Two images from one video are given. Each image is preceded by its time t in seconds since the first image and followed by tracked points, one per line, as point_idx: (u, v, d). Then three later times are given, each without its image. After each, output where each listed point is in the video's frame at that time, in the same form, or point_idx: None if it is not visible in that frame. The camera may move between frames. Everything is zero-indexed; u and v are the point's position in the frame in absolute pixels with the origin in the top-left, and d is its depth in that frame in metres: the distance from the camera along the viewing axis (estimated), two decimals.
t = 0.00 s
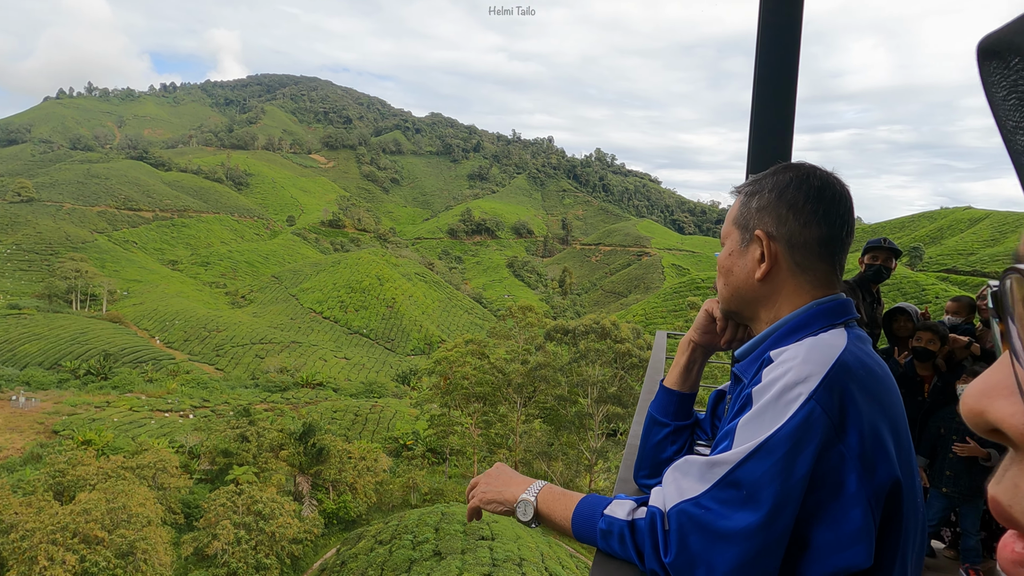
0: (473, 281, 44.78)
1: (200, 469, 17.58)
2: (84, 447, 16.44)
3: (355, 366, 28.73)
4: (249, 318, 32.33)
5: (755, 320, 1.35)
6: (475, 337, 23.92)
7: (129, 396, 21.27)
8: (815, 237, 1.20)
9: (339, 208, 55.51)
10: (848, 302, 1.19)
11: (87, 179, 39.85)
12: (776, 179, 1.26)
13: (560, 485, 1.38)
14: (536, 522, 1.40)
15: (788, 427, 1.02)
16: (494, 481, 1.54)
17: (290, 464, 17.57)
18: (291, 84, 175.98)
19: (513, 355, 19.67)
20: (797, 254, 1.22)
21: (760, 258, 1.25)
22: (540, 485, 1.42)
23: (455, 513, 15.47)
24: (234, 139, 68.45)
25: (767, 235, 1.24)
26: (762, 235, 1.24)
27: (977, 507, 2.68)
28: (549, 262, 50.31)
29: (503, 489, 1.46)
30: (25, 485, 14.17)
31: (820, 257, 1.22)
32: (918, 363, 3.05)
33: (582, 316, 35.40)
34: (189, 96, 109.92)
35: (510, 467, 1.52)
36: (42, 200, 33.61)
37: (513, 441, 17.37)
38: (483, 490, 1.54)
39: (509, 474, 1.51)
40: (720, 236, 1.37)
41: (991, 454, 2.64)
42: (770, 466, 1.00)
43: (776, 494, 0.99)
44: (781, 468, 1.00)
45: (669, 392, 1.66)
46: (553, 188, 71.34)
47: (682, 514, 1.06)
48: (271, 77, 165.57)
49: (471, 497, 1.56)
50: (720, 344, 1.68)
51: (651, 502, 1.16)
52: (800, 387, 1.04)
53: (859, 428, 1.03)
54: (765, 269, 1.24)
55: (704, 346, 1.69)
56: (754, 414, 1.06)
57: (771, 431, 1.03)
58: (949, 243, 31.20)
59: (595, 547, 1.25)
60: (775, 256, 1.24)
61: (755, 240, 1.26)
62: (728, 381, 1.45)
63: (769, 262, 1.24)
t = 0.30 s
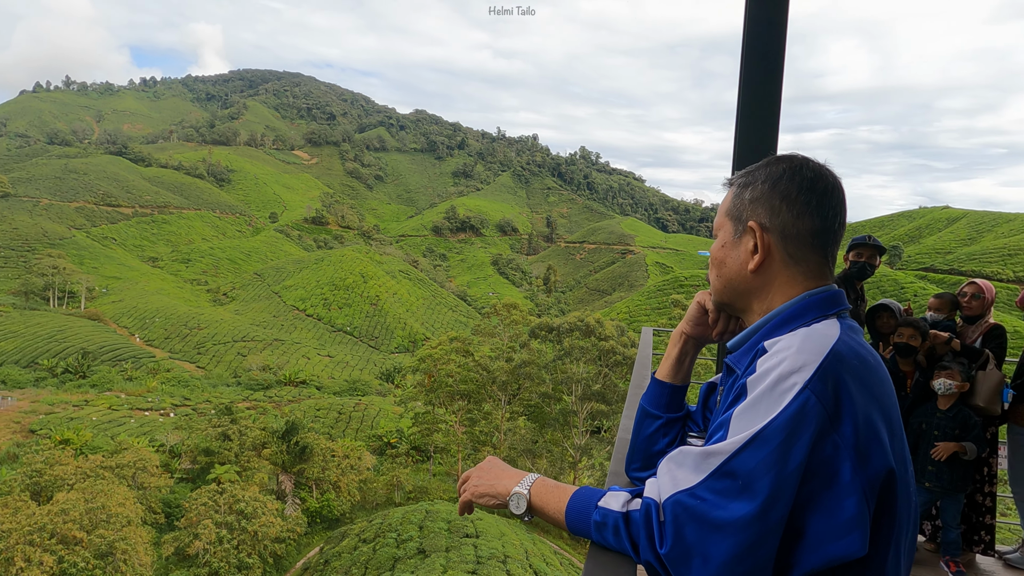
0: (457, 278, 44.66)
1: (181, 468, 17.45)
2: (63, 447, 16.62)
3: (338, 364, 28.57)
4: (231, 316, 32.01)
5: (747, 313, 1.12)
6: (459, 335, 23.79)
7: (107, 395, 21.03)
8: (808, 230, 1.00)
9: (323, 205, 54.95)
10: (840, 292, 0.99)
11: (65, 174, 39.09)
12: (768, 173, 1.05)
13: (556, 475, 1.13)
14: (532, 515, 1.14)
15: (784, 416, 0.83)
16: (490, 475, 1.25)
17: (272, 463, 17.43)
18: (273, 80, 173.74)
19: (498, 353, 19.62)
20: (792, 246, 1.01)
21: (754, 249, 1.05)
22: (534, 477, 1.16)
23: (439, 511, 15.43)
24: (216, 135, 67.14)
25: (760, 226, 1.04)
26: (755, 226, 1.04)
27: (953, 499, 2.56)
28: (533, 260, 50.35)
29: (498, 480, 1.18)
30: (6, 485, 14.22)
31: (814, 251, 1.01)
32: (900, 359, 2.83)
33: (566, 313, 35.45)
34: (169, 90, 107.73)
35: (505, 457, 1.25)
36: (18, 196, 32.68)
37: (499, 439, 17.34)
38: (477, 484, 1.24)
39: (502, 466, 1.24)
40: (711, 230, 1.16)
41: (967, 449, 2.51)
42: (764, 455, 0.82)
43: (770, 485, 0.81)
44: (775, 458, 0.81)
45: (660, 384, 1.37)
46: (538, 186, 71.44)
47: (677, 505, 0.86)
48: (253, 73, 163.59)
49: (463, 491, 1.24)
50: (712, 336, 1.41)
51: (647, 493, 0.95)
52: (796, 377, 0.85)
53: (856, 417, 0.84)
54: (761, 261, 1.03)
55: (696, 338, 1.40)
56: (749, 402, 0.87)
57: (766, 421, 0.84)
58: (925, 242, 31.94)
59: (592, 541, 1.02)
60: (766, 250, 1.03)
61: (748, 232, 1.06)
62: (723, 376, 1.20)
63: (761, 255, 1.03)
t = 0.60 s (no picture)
0: (442, 275, 44.50)
1: (163, 467, 17.37)
2: (41, 446, 16.75)
3: (322, 361, 28.32)
4: (213, 313, 31.60)
5: (736, 310, 1.12)
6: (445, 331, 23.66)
7: (87, 393, 20.73)
8: (796, 229, 1.00)
9: (307, 200, 54.20)
10: (826, 289, 1.00)
11: (40, 170, 38.39)
12: (756, 170, 1.06)
13: (548, 473, 1.11)
14: (521, 515, 1.13)
15: (773, 413, 0.83)
16: (480, 474, 1.24)
17: (256, 460, 17.26)
18: (255, 74, 170.74)
19: (483, 348, 19.62)
20: (778, 244, 1.02)
21: (743, 249, 1.05)
22: (523, 475, 1.15)
23: (425, 508, 15.42)
24: (197, 131, 65.78)
25: (749, 227, 1.04)
26: (744, 226, 1.04)
27: (933, 492, 2.65)
28: (518, 256, 50.29)
29: (488, 479, 1.17)
30: None
31: (801, 250, 1.01)
32: (881, 354, 2.88)
33: (551, 309, 35.55)
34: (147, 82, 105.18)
35: (493, 458, 1.23)
36: None
37: (484, 435, 17.42)
38: (466, 485, 1.24)
39: (491, 465, 1.23)
40: (699, 228, 1.16)
41: (947, 443, 2.57)
42: (755, 454, 0.82)
43: (761, 482, 0.81)
44: (766, 456, 0.82)
45: (649, 382, 1.37)
46: (523, 182, 71.36)
47: (668, 503, 0.86)
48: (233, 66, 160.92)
49: (452, 491, 1.24)
50: (699, 335, 1.41)
51: (636, 491, 0.96)
52: (784, 375, 0.86)
53: (844, 415, 0.84)
54: (747, 261, 1.04)
55: (684, 336, 1.40)
56: (738, 401, 0.87)
57: (756, 419, 0.84)
58: (903, 240, 32.60)
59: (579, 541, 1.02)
60: (756, 247, 1.04)
61: (736, 230, 1.06)
62: (709, 373, 1.21)
63: (749, 253, 1.03)
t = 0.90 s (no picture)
0: (430, 270, 44.32)
1: (148, 464, 17.14)
2: (23, 445, 15.93)
3: (309, 357, 28.06)
4: (198, 309, 31.19)
5: (719, 304, 1.12)
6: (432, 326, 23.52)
7: (70, 390, 20.46)
8: (780, 221, 1.00)
9: (292, 195, 53.53)
10: (811, 284, 1.00)
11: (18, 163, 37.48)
12: (740, 162, 1.05)
13: (530, 468, 1.11)
14: (502, 512, 1.12)
15: (756, 408, 0.83)
16: (462, 470, 1.23)
17: (242, 457, 17.12)
18: (239, 67, 168.14)
19: (471, 344, 19.61)
20: (761, 237, 1.01)
21: (728, 241, 1.04)
22: (506, 471, 1.13)
23: (412, 504, 15.43)
24: (181, 124, 64.53)
25: (733, 218, 1.04)
26: (728, 218, 1.04)
27: (915, 484, 2.69)
28: (505, 251, 50.24)
29: (469, 476, 1.16)
30: None
31: (785, 242, 1.01)
32: (863, 347, 2.92)
33: (539, 304, 35.62)
34: (128, 74, 102.95)
35: (474, 452, 1.23)
36: None
37: (472, 430, 17.48)
38: (449, 482, 1.23)
39: (473, 461, 1.21)
40: (682, 220, 1.16)
41: (928, 434, 2.61)
42: (737, 448, 0.82)
43: (743, 476, 0.81)
44: (749, 450, 0.81)
45: (634, 375, 1.37)
46: (510, 177, 71.21)
47: (649, 498, 0.86)
48: (215, 59, 158.30)
49: (434, 487, 1.23)
50: (685, 329, 1.41)
51: (620, 487, 0.94)
52: (767, 369, 0.86)
53: (828, 407, 0.85)
54: (730, 253, 1.03)
55: (669, 330, 1.40)
56: (719, 395, 0.87)
57: (740, 413, 0.84)
58: (885, 234, 33.10)
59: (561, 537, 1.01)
60: (741, 240, 1.03)
61: (721, 223, 1.06)
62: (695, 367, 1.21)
63: (733, 247, 1.03)
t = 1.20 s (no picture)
0: (420, 264, 44.13)
1: (136, 460, 17.05)
2: (9, 441, 16.26)
3: (298, 352, 27.89)
4: (186, 303, 30.92)
5: (709, 301, 1.11)
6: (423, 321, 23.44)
7: (56, 386, 20.44)
8: (768, 216, 1.00)
9: (281, 188, 52.97)
10: (799, 279, 0.99)
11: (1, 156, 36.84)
12: (728, 157, 1.05)
13: (517, 467, 1.10)
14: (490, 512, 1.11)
15: (744, 406, 0.83)
16: (448, 468, 1.22)
17: (231, 452, 17.05)
18: (226, 60, 165.54)
19: (462, 338, 19.59)
20: (751, 232, 1.01)
21: (715, 235, 1.04)
22: (493, 470, 1.12)
23: (403, 497, 15.44)
24: (167, 117, 63.55)
25: (722, 213, 1.03)
26: (717, 213, 1.03)
27: (899, 475, 2.73)
28: (495, 246, 50.14)
29: (454, 476, 1.15)
30: None
31: (775, 237, 1.00)
32: (849, 341, 2.94)
33: (529, 298, 35.68)
34: (113, 66, 101.19)
35: (460, 452, 1.22)
36: None
37: (463, 424, 17.52)
38: (433, 481, 1.22)
39: (459, 460, 1.21)
40: (671, 215, 1.15)
41: (914, 428, 2.63)
42: (725, 448, 0.81)
43: (731, 475, 0.81)
44: (737, 449, 0.81)
45: (621, 373, 1.37)
46: (500, 171, 70.97)
47: (637, 499, 0.85)
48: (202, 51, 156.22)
49: (419, 487, 1.22)
50: (673, 326, 1.41)
51: (607, 487, 0.94)
52: (755, 367, 0.85)
53: (815, 405, 0.85)
54: (720, 248, 1.03)
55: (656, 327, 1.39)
56: (708, 393, 0.86)
57: (727, 411, 0.84)
58: (873, 228, 33.39)
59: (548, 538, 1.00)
60: (728, 235, 1.03)
61: (708, 218, 1.05)
62: (682, 365, 1.20)
63: (720, 242, 1.02)
